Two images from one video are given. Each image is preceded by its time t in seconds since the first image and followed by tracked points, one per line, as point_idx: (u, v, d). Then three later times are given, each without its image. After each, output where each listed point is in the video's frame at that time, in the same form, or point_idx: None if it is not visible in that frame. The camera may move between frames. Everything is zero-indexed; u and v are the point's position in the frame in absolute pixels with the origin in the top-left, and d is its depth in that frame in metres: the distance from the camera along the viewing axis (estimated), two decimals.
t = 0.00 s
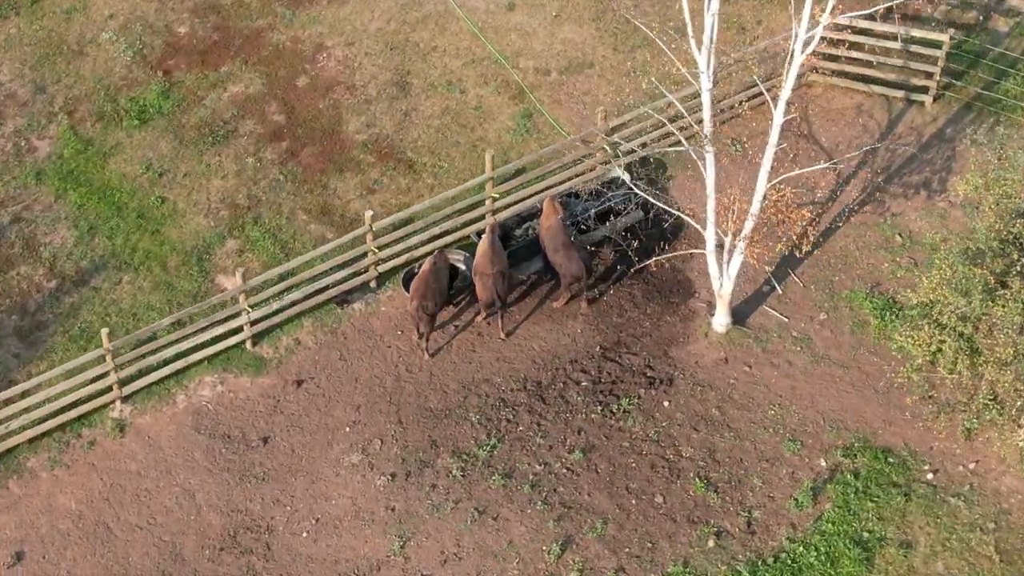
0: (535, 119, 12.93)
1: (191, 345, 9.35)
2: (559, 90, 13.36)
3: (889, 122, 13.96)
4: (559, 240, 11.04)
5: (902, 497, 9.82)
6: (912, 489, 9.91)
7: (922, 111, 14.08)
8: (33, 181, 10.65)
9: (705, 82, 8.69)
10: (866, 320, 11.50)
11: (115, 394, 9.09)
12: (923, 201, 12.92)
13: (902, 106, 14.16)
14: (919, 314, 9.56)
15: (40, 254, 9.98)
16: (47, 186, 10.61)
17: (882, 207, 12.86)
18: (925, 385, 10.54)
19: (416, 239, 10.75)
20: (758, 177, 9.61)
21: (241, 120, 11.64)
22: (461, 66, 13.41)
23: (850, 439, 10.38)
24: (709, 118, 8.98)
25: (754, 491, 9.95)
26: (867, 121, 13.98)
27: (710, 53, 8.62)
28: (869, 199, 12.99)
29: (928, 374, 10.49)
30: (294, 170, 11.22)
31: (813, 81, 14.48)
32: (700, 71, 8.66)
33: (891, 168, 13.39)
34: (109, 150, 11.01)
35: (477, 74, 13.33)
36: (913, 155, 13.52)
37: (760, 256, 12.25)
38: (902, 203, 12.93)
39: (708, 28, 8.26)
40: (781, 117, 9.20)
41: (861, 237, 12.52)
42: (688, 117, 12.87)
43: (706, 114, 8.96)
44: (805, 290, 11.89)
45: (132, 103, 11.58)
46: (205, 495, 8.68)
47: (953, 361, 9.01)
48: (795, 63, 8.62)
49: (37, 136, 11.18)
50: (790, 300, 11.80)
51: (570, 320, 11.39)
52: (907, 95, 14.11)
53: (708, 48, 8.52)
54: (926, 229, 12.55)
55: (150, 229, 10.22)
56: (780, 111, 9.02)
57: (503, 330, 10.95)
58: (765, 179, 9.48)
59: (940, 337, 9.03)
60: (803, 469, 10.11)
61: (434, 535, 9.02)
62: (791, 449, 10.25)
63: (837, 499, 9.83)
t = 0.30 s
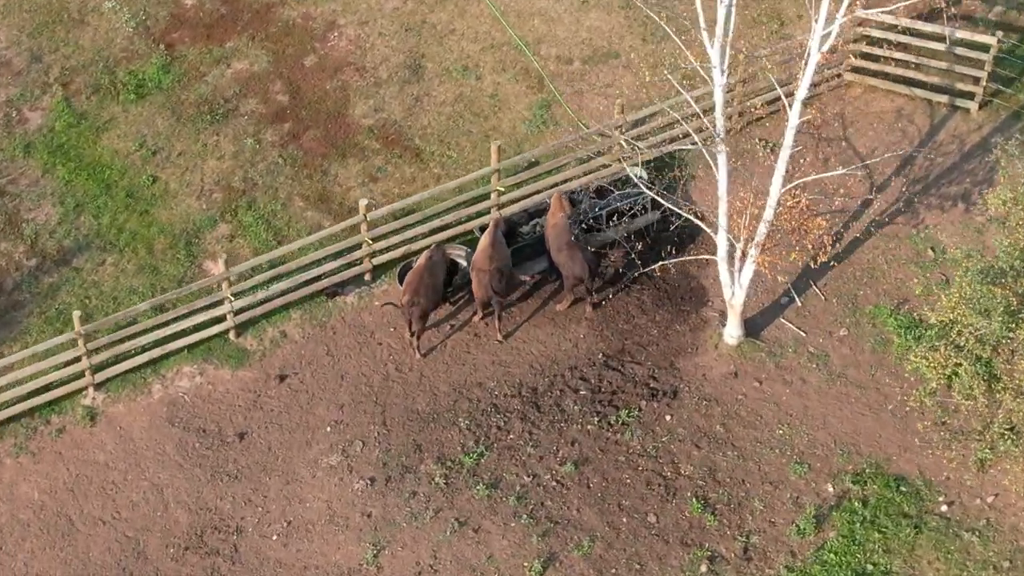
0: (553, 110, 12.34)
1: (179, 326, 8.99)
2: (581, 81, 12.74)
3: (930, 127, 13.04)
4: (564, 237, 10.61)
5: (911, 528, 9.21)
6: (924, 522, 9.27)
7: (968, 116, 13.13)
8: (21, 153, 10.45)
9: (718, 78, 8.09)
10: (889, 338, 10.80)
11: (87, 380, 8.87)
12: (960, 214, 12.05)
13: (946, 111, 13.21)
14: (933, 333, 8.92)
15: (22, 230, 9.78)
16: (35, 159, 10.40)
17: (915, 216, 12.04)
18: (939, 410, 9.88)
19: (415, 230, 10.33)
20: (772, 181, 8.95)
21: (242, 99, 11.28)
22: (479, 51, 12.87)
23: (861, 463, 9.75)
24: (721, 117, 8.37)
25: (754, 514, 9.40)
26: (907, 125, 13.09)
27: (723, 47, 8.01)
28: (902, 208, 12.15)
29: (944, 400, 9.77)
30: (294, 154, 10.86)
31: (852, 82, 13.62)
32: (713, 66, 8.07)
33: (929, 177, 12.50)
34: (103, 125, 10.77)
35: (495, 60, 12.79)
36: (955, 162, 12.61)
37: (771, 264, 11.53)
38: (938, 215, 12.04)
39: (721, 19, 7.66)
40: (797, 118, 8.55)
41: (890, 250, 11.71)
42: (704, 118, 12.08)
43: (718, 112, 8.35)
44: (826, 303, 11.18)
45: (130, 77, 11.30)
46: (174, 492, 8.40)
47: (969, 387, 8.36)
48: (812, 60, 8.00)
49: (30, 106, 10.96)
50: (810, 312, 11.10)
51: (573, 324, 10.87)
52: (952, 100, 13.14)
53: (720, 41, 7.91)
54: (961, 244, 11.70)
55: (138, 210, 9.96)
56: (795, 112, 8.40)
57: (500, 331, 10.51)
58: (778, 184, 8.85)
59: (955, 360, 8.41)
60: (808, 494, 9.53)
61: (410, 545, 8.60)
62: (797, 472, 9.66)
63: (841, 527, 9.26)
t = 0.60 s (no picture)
0: (576, 102, 11.71)
1: (159, 313, 8.80)
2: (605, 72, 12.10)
3: (973, 137, 12.23)
4: (568, 237, 10.07)
5: (919, 563, 8.37)
6: (931, 559, 8.40)
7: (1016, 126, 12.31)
8: (11, 123, 10.43)
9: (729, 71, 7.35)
10: (913, 359, 9.94)
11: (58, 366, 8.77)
12: (999, 229, 11.15)
13: (991, 120, 12.40)
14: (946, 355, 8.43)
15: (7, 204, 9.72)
16: (24, 130, 10.37)
17: (950, 230, 11.20)
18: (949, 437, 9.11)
19: (412, 223, 9.94)
20: (785, 188, 8.12)
21: (246, 75, 11.20)
22: (500, 36, 12.38)
23: (872, 491, 8.92)
24: (733, 117, 7.59)
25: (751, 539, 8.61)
26: (948, 133, 12.29)
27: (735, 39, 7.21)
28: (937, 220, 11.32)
29: (956, 427, 9.05)
30: (296, 138, 10.61)
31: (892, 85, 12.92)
32: (724, 60, 7.30)
33: (967, 189, 11.65)
34: (99, 97, 10.74)
35: (515, 46, 12.26)
36: (998, 175, 11.75)
37: (785, 276, 10.71)
38: (975, 230, 11.18)
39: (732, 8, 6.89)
40: (815, 119, 7.66)
41: (921, 265, 10.87)
42: (710, 109, 11.39)
43: (730, 111, 7.59)
44: (847, 320, 10.35)
45: (131, 50, 11.28)
46: (143, 487, 8.25)
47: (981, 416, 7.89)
48: (828, 56, 7.15)
49: (24, 76, 10.96)
50: (829, 328, 10.27)
51: (576, 329, 10.23)
52: (998, 109, 12.33)
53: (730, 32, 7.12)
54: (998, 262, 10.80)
55: (127, 190, 9.85)
56: (811, 114, 7.52)
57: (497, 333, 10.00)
58: (792, 192, 8.04)
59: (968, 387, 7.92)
60: (810, 521, 8.71)
61: (385, 554, 8.16)
62: (801, 496, 8.86)
63: (842, 558, 8.44)
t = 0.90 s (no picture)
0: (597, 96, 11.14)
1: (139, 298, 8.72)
2: (630, 65, 11.46)
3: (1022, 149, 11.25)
4: (573, 235, 9.55)
5: None
6: None
7: None
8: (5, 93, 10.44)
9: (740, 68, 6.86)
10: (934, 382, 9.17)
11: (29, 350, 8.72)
12: None
13: None
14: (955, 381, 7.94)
15: None
16: (16, 101, 10.38)
17: (987, 245, 10.33)
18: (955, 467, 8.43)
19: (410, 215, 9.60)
20: (797, 195, 7.61)
21: (253, 52, 11.02)
22: (523, 21, 11.85)
23: (878, 521, 8.25)
24: (745, 116, 7.09)
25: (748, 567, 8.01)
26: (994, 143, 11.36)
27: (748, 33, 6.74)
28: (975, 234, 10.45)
29: (965, 457, 8.39)
30: (299, 121, 10.36)
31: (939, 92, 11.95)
32: (735, 56, 6.82)
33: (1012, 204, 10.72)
34: (98, 69, 10.71)
35: (537, 33, 11.72)
36: None
37: (806, 289, 9.99)
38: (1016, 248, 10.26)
39: None
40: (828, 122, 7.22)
41: (951, 284, 10.01)
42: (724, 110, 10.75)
43: (742, 111, 7.10)
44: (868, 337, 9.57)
45: (134, 21, 11.22)
46: (109, 480, 8.11)
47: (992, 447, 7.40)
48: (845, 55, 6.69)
49: (22, 44, 10.98)
50: (849, 345, 9.52)
51: (580, 334, 9.69)
52: None
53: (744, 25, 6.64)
54: None
55: (115, 169, 9.76)
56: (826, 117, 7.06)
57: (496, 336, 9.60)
58: (805, 200, 7.52)
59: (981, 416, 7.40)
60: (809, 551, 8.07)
61: (356, 563, 7.79)
62: (803, 523, 8.22)
63: None
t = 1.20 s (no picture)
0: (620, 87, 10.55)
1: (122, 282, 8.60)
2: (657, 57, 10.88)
3: None
4: (581, 237, 9.10)
5: None
6: None
7: None
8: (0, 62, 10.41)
9: (752, 65, 6.32)
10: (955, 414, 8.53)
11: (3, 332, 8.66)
12: None
13: None
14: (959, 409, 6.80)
15: None
16: (12, 70, 10.34)
17: None
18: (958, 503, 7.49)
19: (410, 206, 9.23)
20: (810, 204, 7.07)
21: (262, 29, 10.84)
22: (548, 7, 11.34)
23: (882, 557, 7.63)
24: (758, 119, 6.58)
25: None
26: None
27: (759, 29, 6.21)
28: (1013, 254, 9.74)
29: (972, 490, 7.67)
30: (304, 104, 10.09)
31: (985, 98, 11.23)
32: (746, 53, 6.29)
33: None
34: (99, 41, 10.63)
35: (561, 19, 11.20)
36: None
37: (826, 304, 9.39)
38: None
39: None
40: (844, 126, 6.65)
41: (984, 306, 9.35)
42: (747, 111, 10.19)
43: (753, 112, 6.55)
44: (887, 359, 8.98)
45: None
46: (76, 471, 7.99)
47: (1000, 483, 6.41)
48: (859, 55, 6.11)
49: (21, 13, 10.96)
50: (868, 368, 8.92)
51: (584, 342, 9.21)
52: None
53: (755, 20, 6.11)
54: None
55: (107, 147, 9.63)
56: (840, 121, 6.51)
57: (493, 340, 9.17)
58: (818, 211, 6.99)
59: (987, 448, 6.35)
60: None
61: (326, 572, 7.45)
62: (803, 553, 7.63)
63: None
